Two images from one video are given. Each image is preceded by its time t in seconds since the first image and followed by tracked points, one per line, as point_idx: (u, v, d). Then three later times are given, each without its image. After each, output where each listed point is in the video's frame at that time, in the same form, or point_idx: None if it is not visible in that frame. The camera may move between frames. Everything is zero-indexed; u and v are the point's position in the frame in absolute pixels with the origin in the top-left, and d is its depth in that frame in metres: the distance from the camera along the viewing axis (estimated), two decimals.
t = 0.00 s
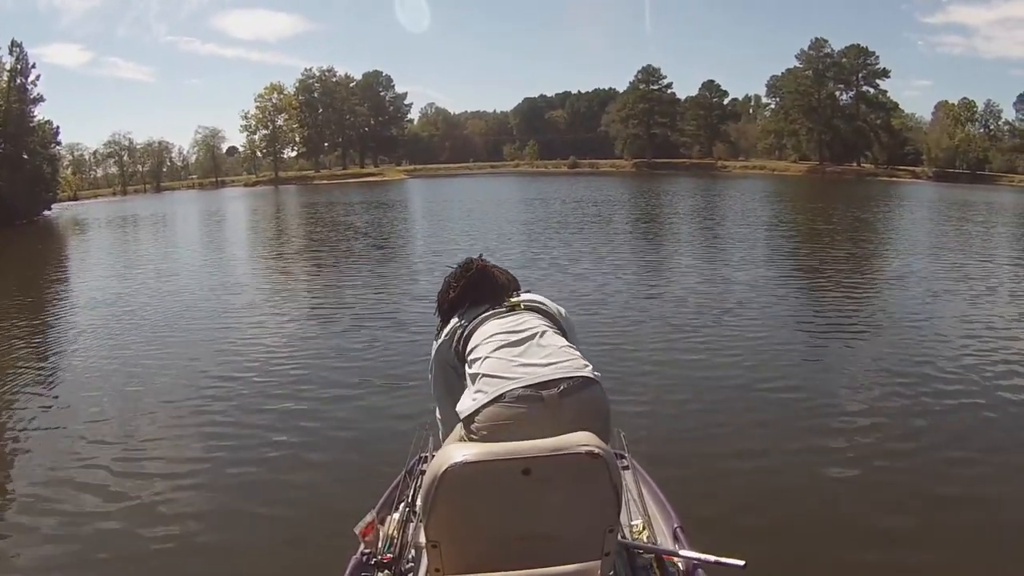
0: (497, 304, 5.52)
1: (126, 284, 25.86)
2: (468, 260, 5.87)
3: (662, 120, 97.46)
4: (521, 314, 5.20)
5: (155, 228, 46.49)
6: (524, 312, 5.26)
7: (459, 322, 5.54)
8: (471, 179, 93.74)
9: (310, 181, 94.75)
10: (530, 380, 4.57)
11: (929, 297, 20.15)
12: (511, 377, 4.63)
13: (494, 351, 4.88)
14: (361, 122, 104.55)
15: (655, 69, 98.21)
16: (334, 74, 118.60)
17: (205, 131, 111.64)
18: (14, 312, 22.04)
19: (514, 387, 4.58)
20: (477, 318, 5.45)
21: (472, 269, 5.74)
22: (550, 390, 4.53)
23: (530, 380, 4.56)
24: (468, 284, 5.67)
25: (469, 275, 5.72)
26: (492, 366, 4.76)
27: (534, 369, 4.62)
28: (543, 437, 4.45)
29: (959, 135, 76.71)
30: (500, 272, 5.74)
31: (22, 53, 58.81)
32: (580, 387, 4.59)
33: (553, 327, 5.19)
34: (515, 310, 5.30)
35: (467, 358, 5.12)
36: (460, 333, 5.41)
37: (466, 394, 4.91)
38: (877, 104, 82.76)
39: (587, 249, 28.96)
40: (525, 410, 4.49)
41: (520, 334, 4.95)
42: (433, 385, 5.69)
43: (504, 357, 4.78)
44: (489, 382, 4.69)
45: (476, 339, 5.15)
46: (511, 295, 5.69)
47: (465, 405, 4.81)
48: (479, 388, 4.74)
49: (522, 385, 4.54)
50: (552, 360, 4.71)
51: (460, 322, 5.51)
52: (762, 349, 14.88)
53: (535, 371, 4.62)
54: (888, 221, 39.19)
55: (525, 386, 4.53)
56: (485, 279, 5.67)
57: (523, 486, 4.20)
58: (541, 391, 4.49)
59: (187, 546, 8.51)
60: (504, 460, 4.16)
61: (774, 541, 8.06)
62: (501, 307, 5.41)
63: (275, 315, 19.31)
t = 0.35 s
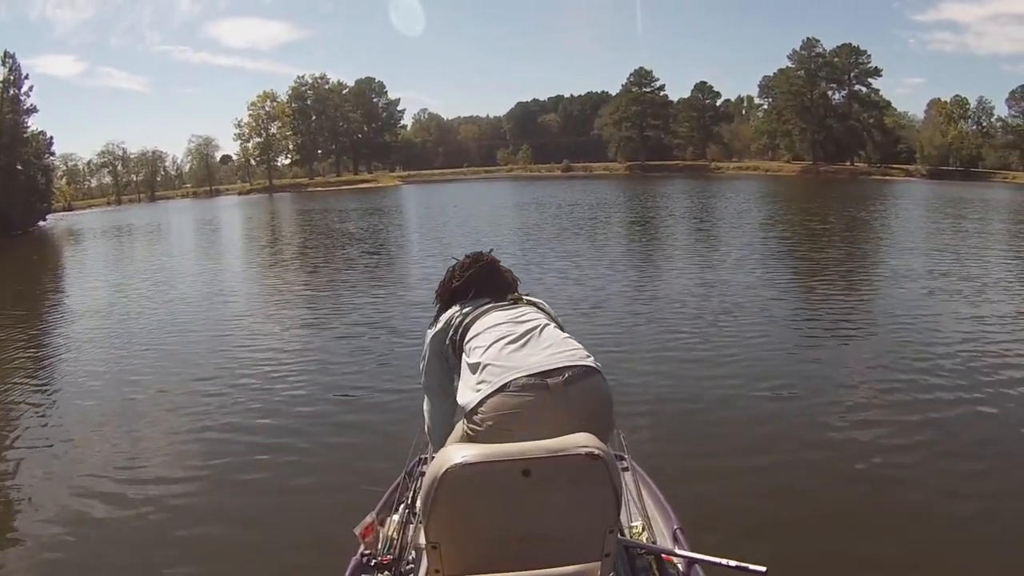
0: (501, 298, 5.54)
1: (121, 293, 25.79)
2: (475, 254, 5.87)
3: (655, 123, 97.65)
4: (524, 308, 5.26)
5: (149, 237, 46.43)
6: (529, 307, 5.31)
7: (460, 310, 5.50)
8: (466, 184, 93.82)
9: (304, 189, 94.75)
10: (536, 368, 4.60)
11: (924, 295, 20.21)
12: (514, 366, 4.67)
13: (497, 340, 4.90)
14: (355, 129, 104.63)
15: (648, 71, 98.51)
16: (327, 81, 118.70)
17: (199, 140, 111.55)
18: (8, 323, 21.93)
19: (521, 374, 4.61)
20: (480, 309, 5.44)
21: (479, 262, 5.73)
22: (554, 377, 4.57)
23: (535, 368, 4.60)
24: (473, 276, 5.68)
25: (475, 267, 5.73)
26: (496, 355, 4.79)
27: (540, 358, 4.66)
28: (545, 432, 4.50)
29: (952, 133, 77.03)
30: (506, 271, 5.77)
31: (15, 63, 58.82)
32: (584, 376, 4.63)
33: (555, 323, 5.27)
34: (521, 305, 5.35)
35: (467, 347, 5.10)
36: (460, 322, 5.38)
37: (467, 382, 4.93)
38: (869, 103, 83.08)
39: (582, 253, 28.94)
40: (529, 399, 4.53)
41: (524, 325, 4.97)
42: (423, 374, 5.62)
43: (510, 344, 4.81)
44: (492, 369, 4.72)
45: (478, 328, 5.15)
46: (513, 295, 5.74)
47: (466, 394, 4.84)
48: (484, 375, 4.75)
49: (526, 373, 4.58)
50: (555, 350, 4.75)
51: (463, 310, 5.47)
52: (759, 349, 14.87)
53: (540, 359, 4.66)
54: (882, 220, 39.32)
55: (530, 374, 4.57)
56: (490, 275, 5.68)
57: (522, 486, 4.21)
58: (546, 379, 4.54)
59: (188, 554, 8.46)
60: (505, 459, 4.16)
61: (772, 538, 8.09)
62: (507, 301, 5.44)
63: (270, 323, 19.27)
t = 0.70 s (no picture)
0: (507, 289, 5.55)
1: (117, 290, 25.73)
2: (478, 245, 5.85)
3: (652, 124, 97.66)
4: (529, 297, 5.34)
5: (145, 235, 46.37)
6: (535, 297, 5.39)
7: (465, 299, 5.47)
8: (462, 184, 93.80)
9: (300, 187, 94.63)
10: (543, 355, 4.71)
11: (921, 298, 20.24)
12: (521, 352, 4.77)
13: (503, 328, 4.96)
14: (351, 127, 104.59)
15: (645, 72, 98.54)
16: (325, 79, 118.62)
17: (196, 137, 111.40)
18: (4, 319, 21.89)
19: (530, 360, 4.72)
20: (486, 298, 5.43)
21: (483, 252, 5.72)
22: (561, 363, 4.67)
23: (542, 355, 4.70)
24: (478, 266, 5.65)
25: (480, 258, 5.69)
26: (502, 341, 4.87)
27: (546, 345, 4.76)
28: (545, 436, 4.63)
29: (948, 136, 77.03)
30: (509, 262, 5.79)
31: (12, 59, 58.69)
32: (588, 363, 4.74)
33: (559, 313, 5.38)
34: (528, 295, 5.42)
35: (472, 334, 5.15)
36: (463, 312, 5.35)
37: (473, 368, 5.03)
38: (866, 106, 82.92)
39: (578, 253, 28.95)
40: (536, 385, 4.64)
41: (530, 314, 5.04)
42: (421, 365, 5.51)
43: (518, 331, 4.90)
44: (499, 356, 4.82)
45: (484, 315, 5.18)
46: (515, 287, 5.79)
47: (472, 381, 4.97)
48: (492, 362, 4.85)
49: (533, 360, 4.69)
50: (561, 337, 4.85)
51: (468, 300, 5.43)
52: (756, 352, 14.89)
53: (547, 346, 4.76)
54: (878, 223, 39.34)
55: (537, 361, 4.68)
56: (496, 267, 5.66)
57: (521, 487, 4.21)
58: (554, 365, 4.65)
59: (184, 553, 8.45)
60: (506, 459, 4.17)
61: (767, 541, 8.10)
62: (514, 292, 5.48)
63: (267, 321, 19.27)
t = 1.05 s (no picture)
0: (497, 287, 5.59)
1: (111, 298, 25.69)
2: (462, 249, 5.92)
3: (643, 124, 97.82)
4: (520, 294, 5.38)
5: (139, 243, 46.33)
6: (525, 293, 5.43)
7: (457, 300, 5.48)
8: (455, 187, 93.86)
9: (293, 193, 94.56)
10: (539, 345, 4.74)
11: (914, 294, 20.30)
12: (517, 344, 4.80)
13: (497, 323, 4.97)
14: (343, 132, 104.61)
15: (635, 73, 98.79)
16: (316, 84, 118.67)
17: (188, 144, 111.28)
18: None
19: (525, 353, 4.74)
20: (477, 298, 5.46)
21: (469, 254, 5.78)
22: (558, 354, 4.71)
23: (538, 346, 4.74)
24: (467, 266, 5.71)
25: (467, 259, 5.76)
26: (497, 334, 4.89)
27: (541, 337, 4.79)
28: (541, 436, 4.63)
29: (939, 132, 77.24)
30: (496, 263, 5.85)
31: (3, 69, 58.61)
32: (584, 353, 4.78)
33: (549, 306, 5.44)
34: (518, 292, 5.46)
35: (465, 331, 5.16)
36: (455, 312, 5.36)
37: (469, 364, 5.05)
38: (857, 102, 83.80)
39: (572, 255, 29.00)
40: (534, 375, 4.66)
41: (523, 307, 5.09)
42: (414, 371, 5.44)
43: (511, 323, 4.94)
44: (495, 349, 4.85)
45: (477, 311, 5.20)
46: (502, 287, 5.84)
47: (469, 376, 4.98)
48: (488, 355, 4.86)
49: (530, 351, 4.72)
50: (556, 329, 4.89)
51: (459, 299, 5.45)
52: (751, 350, 14.92)
53: (542, 338, 4.80)
54: (871, 220, 39.42)
55: (533, 352, 4.71)
56: (483, 266, 5.74)
57: (521, 485, 4.21)
58: (550, 354, 4.68)
59: (184, 558, 8.44)
60: (504, 459, 4.17)
61: (765, 537, 8.11)
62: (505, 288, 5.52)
63: (261, 326, 19.28)
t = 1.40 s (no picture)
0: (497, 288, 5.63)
1: (102, 290, 25.58)
2: (458, 254, 5.95)
3: (637, 126, 97.92)
4: (524, 294, 5.40)
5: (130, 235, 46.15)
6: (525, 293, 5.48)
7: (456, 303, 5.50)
8: (448, 185, 93.84)
9: (286, 187, 94.42)
10: (546, 343, 4.75)
11: (907, 302, 20.32)
12: (525, 341, 4.81)
13: (503, 322, 4.98)
14: (337, 128, 104.54)
15: (631, 75, 99.00)
16: (311, 80, 118.57)
17: (181, 137, 110.99)
18: None
19: (532, 350, 4.75)
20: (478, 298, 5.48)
21: (465, 259, 5.82)
22: (565, 352, 4.72)
23: (546, 342, 4.75)
24: (467, 270, 5.73)
25: (465, 263, 5.79)
26: (505, 332, 4.91)
27: (547, 334, 4.81)
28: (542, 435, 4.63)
29: (933, 140, 77.64)
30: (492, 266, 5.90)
31: None
32: (591, 351, 4.79)
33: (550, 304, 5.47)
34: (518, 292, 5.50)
35: (471, 330, 5.14)
36: (457, 314, 5.35)
37: (474, 364, 5.05)
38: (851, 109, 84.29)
39: (565, 255, 29.01)
40: (543, 372, 4.67)
41: (527, 307, 5.11)
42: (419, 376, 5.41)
43: (517, 321, 4.95)
44: (504, 346, 4.85)
45: (481, 311, 5.20)
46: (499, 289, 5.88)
47: (475, 375, 4.98)
48: (495, 353, 4.86)
49: (537, 348, 4.73)
50: (563, 327, 4.90)
51: (460, 301, 5.46)
52: (745, 355, 14.91)
53: (549, 336, 4.81)
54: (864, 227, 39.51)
55: (542, 348, 4.72)
56: (480, 270, 5.78)
57: (521, 486, 4.21)
58: (558, 351, 4.69)
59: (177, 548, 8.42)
60: (505, 458, 4.17)
61: (759, 539, 8.14)
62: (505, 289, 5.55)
63: (252, 321, 19.26)
